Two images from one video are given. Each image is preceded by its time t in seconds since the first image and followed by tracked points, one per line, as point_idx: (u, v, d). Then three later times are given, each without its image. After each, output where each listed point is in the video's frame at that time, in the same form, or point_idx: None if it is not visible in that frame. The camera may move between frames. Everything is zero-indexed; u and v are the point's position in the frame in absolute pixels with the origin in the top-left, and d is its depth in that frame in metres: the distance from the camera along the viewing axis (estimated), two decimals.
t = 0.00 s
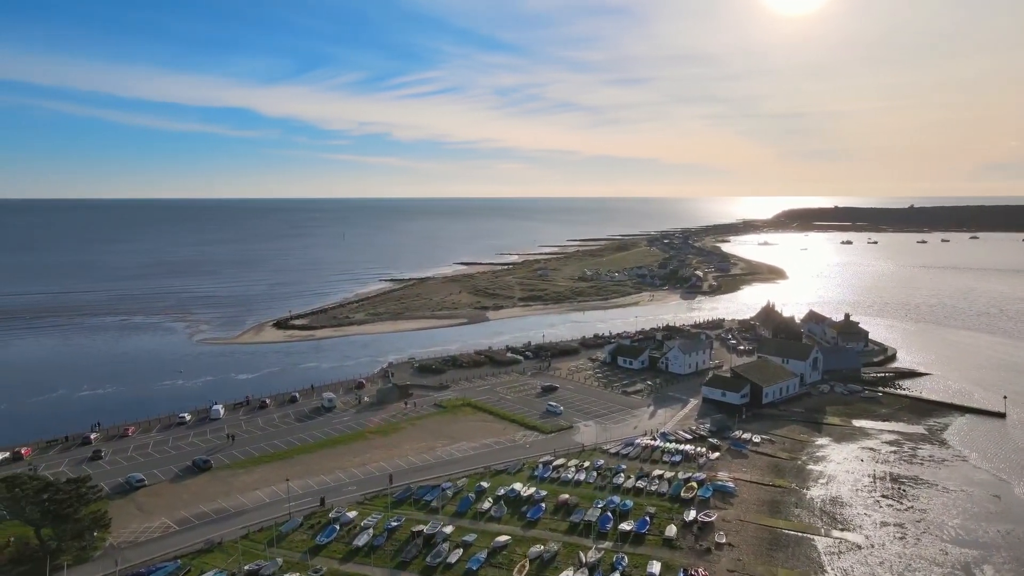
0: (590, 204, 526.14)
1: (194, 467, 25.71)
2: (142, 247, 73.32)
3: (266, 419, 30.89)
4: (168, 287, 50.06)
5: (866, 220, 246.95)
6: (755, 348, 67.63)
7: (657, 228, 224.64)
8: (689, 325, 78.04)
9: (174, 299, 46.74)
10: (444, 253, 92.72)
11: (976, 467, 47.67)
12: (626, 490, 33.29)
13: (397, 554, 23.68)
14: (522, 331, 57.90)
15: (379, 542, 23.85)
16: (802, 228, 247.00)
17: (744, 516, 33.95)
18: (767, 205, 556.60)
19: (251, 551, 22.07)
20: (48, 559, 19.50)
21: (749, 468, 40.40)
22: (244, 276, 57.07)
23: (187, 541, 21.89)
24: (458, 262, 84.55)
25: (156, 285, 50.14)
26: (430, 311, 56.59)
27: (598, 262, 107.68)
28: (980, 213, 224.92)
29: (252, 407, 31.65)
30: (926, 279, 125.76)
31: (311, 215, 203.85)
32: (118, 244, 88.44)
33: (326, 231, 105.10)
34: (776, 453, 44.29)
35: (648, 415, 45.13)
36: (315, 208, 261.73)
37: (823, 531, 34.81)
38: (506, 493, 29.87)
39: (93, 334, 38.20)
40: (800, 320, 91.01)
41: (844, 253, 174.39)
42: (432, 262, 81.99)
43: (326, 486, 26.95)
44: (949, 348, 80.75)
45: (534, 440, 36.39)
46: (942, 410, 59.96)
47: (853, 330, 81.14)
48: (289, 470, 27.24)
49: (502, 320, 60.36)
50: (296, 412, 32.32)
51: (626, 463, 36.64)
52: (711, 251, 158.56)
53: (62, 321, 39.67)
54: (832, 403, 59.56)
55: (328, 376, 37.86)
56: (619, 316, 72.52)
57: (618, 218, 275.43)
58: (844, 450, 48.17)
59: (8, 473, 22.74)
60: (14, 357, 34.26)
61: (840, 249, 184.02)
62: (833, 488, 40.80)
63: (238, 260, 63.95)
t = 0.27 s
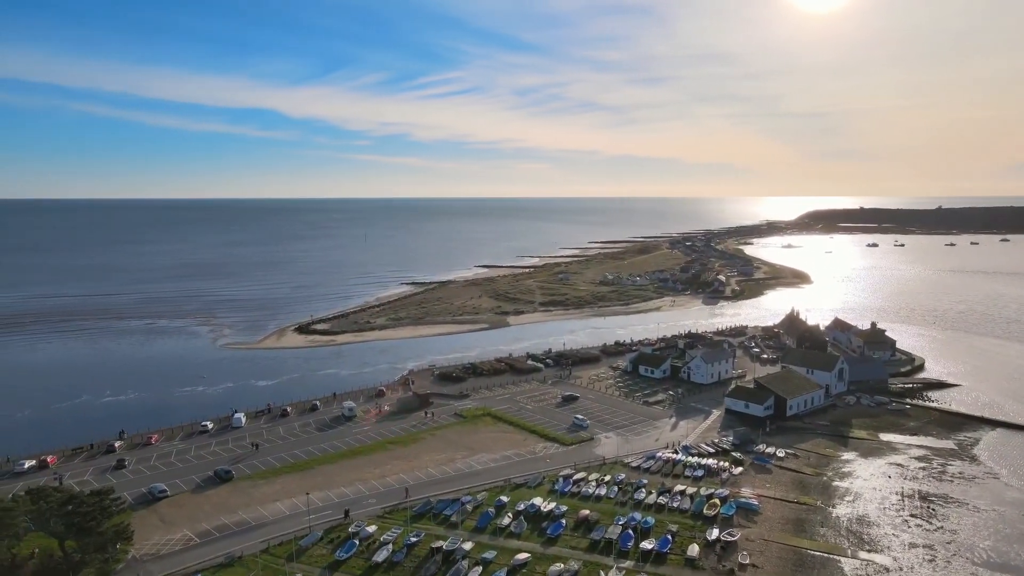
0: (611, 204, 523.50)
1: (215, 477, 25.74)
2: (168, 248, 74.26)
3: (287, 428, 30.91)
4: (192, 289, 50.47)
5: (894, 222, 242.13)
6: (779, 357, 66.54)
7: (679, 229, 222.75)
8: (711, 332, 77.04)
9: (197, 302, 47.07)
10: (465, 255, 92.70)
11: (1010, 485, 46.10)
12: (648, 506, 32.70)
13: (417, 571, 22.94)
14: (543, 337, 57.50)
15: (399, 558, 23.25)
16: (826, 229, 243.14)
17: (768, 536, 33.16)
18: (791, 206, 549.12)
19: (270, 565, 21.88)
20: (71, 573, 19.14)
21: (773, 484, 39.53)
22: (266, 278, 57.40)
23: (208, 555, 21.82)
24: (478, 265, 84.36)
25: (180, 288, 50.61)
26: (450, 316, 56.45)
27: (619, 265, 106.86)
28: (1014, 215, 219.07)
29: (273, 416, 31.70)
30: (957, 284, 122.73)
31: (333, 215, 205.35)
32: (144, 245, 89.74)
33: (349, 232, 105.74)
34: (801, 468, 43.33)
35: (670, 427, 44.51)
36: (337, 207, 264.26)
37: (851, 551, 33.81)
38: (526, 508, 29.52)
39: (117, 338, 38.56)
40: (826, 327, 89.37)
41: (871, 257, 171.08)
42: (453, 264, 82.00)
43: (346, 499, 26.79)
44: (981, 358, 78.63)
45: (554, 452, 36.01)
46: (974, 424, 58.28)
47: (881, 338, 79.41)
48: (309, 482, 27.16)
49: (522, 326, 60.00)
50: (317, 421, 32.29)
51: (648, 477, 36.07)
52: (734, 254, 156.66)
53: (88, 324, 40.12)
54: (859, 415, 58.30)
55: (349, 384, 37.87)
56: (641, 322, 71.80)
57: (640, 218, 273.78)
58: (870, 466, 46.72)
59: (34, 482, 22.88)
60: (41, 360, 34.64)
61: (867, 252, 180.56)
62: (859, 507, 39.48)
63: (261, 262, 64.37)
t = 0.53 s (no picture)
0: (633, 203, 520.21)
1: (237, 488, 25.79)
2: (194, 249, 75.17)
3: (309, 437, 30.93)
4: (217, 292, 50.88)
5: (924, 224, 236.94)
6: (804, 367, 65.36)
7: (702, 230, 220.56)
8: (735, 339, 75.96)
9: (222, 305, 47.43)
10: (486, 257, 92.55)
11: None
12: (670, 523, 32.08)
13: None
14: (564, 343, 57.03)
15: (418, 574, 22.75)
16: (853, 231, 238.89)
17: (794, 556, 32.36)
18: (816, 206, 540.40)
19: None
20: None
21: (799, 501, 38.62)
22: (289, 281, 57.73)
23: (229, 568, 21.76)
24: (500, 267, 84.12)
25: (205, 291, 51.07)
26: (471, 321, 56.26)
27: (641, 268, 105.92)
28: None
29: (295, 424, 31.76)
30: (989, 289, 119.57)
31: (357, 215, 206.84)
32: (171, 245, 91.05)
33: (371, 233, 106.17)
34: (827, 484, 42.29)
35: (693, 439, 43.85)
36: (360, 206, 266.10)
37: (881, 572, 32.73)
38: (547, 523, 29.09)
39: (143, 342, 38.92)
40: (853, 334, 87.64)
41: (899, 260, 167.60)
42: (475, 266, 81.92)
43: (366, 511, 26.65)
44: (1015, 368, 76.43)
45: (575, 465, 35.63)
46: (1008, 438, 56.59)
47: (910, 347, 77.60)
48: (330, 494, 27.08)
49: (544, 331, 59.60)
50: (338, 429, 32.29)
51: (671, 492, 35.43)
52: (758, 257, 154.50)
53: (115, 327, 40.57)
54: (887, 428, 56.98)
55: (370, 391, 37.84)
56: (663, 328, 71.03)
57: (663, 218, 271.52)
58: (899, 483, 44.85)
59: (60, 491, 23.05)
60: (68, 363, 35.06)
61: (895, 255, 176.85)
62: (888, 526, 38.00)
63: (285, 264, 64.81)
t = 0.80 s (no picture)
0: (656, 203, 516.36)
1: (259, 498, 25.77)
2: (220, 249, 76.12)
3: (331, 446, 30.90)
4: (242, 295, 51.30)
5: (956, 225, 231.51)
6: (831, 377, 64.11)
7: (726, 232, 218.12)
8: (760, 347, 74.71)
9: (246, 308, 47.74)
10: (508, 259, 92.31)
11: None
12: (693, 540, 31.29)
13: None
14: (586, 350, 56.54)
15: None
16: (881, 233, 233.99)
17: None
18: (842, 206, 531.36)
19: None
20: None
21: (825, 518, 37.56)
22: (313, 283, 58.01)
23: None
24: (521, 270, 83.78)
25: (230, 293, 51.46)
26: (493, 326, 55.99)
27: (664, 272, 104.84)
28: None
29: (317, 432, 31.77)
30: None
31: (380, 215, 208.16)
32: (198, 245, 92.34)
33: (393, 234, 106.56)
34: (854, 500, 40.79)
35: (716, 451, 43.12)
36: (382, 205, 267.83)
37: None
38: (568, 540, 28.55)
39: (168, 345, 39.26)
40: (881, 342, 85.83)
41: (929, 264, 163.91)
42: (496, 269, 81.71)
43: (387, 524, 26.44)
44: None
45: (597, 477, 35.19)
46: None
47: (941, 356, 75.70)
48: (351, 505, 26.95)
49: (566, 337, 59.11)
50: (360, 438, 32.24)
51: (694, 507, 34.72)
52: (784, 260, 152.22)
53: (142, 330, 41.01)
54: (917, 441, 55.57)
55: (392, 398, 37.78)
56: (687, 334, 70.15)
57: (686, 219, 269.02)
58: (929, 500, 42.93)
59: (86, 500, 23.09)
60: (95, 366, 35.43)
61: (925, 258, 173.09)
62: (918, 546, 36.17)
63: (308, 266, 65.18)
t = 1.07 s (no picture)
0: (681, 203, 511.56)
1: (283, 509, 25.73)
2: (248, 251, 77.05)
3: (354, 455, 30.86)
4: (268, 297, 51.67)
5: (991, 227, 225.38)
6: (860, 388, 62.69)
7: (752, 234, 215.18)
8: (787, 355, 73.35)
9: (271, 311, 48.06)
10: (531, 261, 91.97)
11: None
12: (718, 559, 30.11)
13: None
14: (609, 357, 55.95)
15: None
16: (912, 235, 228.64)
17: None
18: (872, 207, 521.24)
19: None
20: None
21: (855, 537, 36.32)
22: (337, 286, 58.30)
23: None
24: (545, 273, 83.36)
25: (256, 295, 51.89)
26: (516, 331, 55.69)
27: (689, 276, 103.55)
28: None
29: (341, 441, 31.75)
30: None
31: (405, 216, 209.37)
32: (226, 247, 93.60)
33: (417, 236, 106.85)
34: (884, 518, 39.16)
35: (742, 465, 42.29)
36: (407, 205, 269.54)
37: None
38: (591, 556, 27.76)
39: (195, 349, 39.59)
40: (913, 351, 83.75)
41: (963, 268, 159.75)
42: (520, 272, 81.37)
43: (410, 537, 26.11)
44: None
45: (621, 491, 34.69)
46: None
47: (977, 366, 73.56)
48: (373, 517, 26.73)
49: (589, 343, 58.57)
50: (383, 448, 32.16)
51: (720, 523, 33.90)
52: (811, 263, 149.58)
53: (169, 333, 41.44)
54: (951, 454, 53.89)
55: (415, 406, 37.70)
56: (712, 340, 69.12)
57: (711, 219, 265.94)
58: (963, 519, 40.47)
59: (113, 508, 23.17)
60: (123, 369, 35.82)
61: (959, 262, 168.81)
62: (952, 568, 34.30)
63: (333, 268, 65.56)
